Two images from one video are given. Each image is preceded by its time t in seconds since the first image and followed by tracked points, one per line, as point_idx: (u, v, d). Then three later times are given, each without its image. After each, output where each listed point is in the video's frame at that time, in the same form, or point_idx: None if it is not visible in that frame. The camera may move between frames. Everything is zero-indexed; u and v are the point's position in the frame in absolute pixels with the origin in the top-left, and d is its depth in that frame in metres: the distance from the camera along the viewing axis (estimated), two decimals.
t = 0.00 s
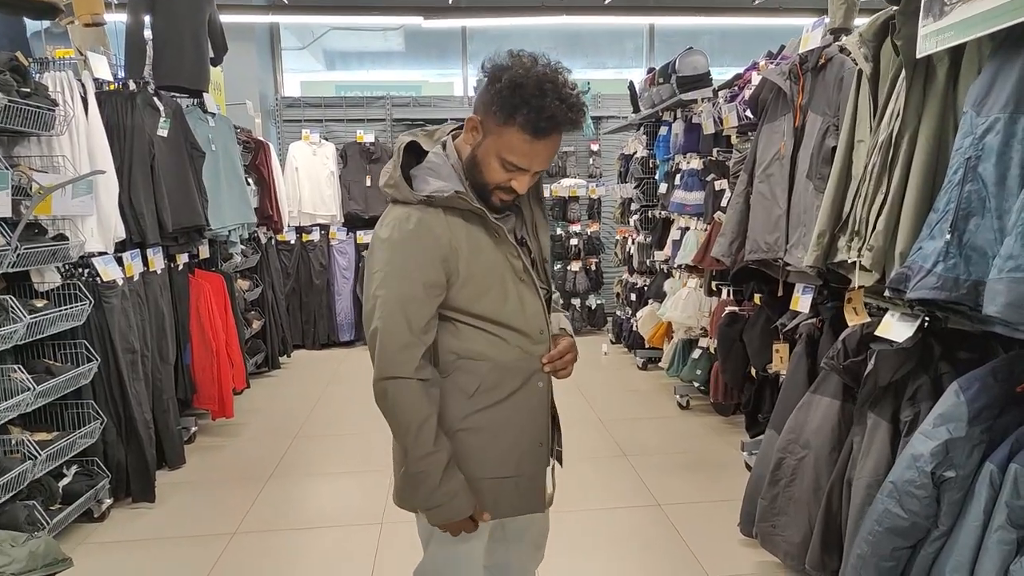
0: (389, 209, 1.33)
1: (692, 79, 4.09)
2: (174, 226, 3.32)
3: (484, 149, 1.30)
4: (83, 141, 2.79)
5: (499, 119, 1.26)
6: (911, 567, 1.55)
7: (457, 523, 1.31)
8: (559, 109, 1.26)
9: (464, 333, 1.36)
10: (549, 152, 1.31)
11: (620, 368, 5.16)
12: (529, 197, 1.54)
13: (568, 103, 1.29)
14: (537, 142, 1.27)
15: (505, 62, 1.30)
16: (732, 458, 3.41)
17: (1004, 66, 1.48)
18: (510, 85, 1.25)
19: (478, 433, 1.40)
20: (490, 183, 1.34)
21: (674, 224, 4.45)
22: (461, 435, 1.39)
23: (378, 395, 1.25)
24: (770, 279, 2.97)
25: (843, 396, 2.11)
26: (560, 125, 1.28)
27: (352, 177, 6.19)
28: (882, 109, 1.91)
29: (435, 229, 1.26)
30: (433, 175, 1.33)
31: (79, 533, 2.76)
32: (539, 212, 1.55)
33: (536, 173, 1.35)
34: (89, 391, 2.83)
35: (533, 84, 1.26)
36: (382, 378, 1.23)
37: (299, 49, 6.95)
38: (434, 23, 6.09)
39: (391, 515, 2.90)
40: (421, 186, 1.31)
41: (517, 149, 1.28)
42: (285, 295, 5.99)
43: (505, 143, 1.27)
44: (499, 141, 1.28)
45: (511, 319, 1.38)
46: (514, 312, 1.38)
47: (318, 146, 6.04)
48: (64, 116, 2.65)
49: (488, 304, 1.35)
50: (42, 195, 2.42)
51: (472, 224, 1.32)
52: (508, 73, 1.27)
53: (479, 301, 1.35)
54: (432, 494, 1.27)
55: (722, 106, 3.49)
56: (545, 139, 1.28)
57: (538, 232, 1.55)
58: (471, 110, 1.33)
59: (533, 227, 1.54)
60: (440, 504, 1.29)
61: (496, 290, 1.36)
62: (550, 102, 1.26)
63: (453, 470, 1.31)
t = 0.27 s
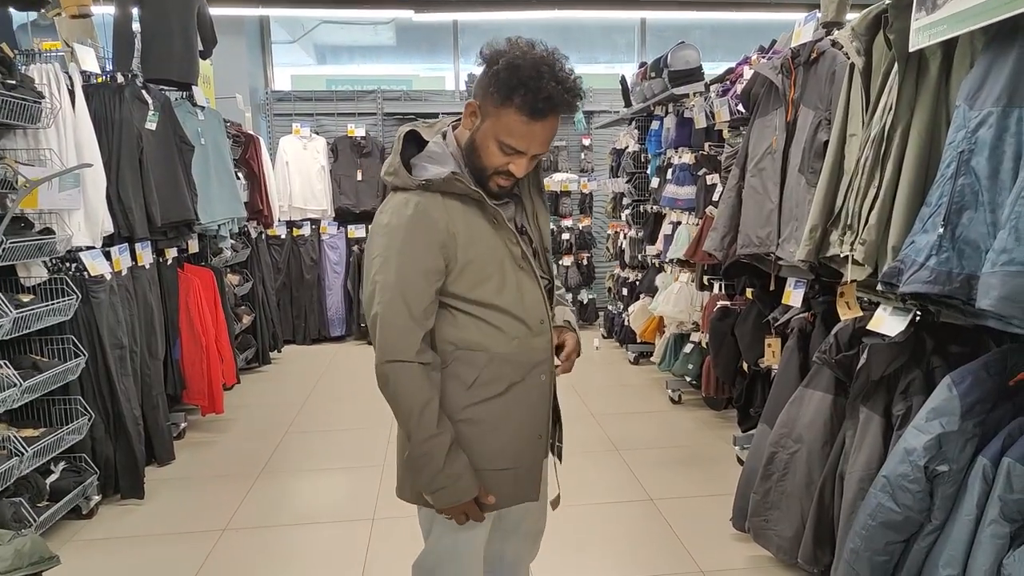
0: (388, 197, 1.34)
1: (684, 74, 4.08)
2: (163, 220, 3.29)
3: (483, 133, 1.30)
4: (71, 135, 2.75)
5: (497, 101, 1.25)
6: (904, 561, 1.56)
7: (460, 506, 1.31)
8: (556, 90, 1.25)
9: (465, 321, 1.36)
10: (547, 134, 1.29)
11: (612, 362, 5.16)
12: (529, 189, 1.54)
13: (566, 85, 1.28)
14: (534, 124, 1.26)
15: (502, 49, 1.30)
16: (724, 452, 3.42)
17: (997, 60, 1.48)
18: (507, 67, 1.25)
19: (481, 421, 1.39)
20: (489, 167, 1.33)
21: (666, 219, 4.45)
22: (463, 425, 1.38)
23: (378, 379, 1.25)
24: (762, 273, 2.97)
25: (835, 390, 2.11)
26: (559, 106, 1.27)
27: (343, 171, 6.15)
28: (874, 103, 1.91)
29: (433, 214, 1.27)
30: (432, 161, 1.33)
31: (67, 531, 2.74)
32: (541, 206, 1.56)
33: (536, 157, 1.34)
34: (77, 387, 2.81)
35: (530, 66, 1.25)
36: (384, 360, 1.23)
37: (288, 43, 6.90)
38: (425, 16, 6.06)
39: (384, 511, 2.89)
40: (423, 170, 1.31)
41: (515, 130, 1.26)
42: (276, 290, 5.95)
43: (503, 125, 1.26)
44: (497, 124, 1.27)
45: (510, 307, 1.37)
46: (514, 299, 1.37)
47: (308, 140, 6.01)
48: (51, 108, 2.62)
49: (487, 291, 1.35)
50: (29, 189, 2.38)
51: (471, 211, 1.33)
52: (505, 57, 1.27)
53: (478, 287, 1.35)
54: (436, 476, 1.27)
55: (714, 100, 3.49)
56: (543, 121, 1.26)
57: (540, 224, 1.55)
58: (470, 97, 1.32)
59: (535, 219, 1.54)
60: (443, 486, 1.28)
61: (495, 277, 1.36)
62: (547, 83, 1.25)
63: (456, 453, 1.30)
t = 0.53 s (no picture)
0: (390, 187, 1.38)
1: (674, 71, 4.09)
2: (153, 217, 3.27)
3: (475, 101, 1.37)
4: (60, 131, 2.73)
5: (479, 63, 1.34)
6: (895, 557, 1.57)
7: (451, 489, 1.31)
8: (532, 44, 1.34)
9: (459, 309, 1.38)
10: (532, 87, 1.36)
11: (603, 359, 5.17)
12: (532, 186, 1.55)
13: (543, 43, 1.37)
14: (514, 75, 1.33)
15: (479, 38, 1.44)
16: (714, 449, 3.44)
17: (985, 58, 1.50)
18: (484, 32, 1.34)
19: (474, 409, 1.39)
20: (485, 135, 1.37)
21: (657, 215, 4.46)
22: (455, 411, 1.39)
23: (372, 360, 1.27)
24: (752, 270, 2.99)
25: (825, 387, 2.13)
26: (537, 57, 1.35)
27: (334, 167, 6.13)
28: (863, 101, 1.93)
29: (427, 201, 1.30)
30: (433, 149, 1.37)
31: (55, 530, 2.73)
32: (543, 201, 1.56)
33: (529, 117, 1.38)
34: (64, 385, 2.79)
35: (505, 28, 1.35)
36: (380, 340, 1.24)
37: (279, 39, 6.87)
38: (416, 12, 6.04)
39: (375, 508, 2.89)
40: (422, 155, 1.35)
41: (500, 86, 1.34)
42: (266, 287, 5.93)
43: (489, 84, 1.34)
44: (483, 87, 1.35)
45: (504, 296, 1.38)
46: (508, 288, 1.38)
47: (299, 136, 5.99)
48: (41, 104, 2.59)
49: (481, 279, 1.37)
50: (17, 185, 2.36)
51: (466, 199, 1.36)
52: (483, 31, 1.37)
53: (472, 275, 1.37)
54: (426, 457, 1.28)
55: (704, 97, 3.50)
56: (525, 70, 1.34)
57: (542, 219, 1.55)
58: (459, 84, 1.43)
59: (537, 213, 1.54)
60: (434, 468, 1.28)
61: (490, 266, 1.37)
62: (523, 39, 1.34)
63: (446, 437, 1.31)
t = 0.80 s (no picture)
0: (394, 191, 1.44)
1: (661, 84, 4.13)
2: (139, 226, 3.25)
3: (467, 105, 1.41)
4: (47, 141, 2.71)
5: (467, 67, 1.40)
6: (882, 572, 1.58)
7: (424, 484, 1.33)
8: (514, 43, 1.40)
9: (448, 310, 1.39)
10: (519, 82, 1.40)
11: (591, 370, 5.18)
12: (533, 198, 1.55)
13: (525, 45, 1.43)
14: (499, 70, 1.38)
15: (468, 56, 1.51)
16: (702, 461, 3.45)
17: (965, 75, 1.53)
18: (467, 39, 1.41)
19: (460, 411, 1.40)
20: (480, 134, 1.40)
21: (644, 227, 4.49)
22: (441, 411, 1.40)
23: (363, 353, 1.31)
24: (739, 282, 3.02)
25: (812, 400, 2.14)
26: (521, 53, 1.40)
27: (322, 177, 6.12)
28: (848, 117, 1.96)
29: (420, 202, 1.35)
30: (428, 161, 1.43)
31: (35, 543, 2.69)
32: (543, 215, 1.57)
33: (521, 112, 1.41)
34: (46, 395, 2.76)
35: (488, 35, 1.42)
36: (377, 333, 1.28)
37: (269, 48, 6.87)
38: (405, 23, 6.07)
39: (362, 521, 2.87)
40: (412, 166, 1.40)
41: (487, 84, 1.38)
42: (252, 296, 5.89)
43: (477, 84, 1.39)
44: (472, 89, 1.40)
45: (491, 300, 1.40)
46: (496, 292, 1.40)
47: (287, 145, 5.98)
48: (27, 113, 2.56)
49: (471, 282, 1.38)
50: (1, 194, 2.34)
51: (460, 205, 1.39)
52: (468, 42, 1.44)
53: (463, 277, 1.38)
54: (403, 450, 1.31)
55: (691, 110, 3.54)
56: (509, 66, 1.38)
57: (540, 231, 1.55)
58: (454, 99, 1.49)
59: (536, 226, 1.54)
60: (408, 463, 1.32)
61: (480, 269, 1.39)
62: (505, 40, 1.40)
63: (427, 434, 1.33)
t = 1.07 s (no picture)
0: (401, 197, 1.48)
1: (653, 94, 4.18)
2: (133, 235, 3.24)
3: (469, 115, 1.43)
4: (42, 150, 2.71)
5: (469, 79, 1.42)
6: None
7: (396, 478, 1.36)
8: (516, 55, 1.41)
9: (435, 317, 1.40)
10: (520, 93, 1.40)
11: (586, 380, 5.19)
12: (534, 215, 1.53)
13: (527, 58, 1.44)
14: (499, 81, 1.39)
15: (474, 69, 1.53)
16: (697, 472, 3.45)
17: (955, 88, 1.55)
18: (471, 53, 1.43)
19: (440, 413, 1.42)
20: (480, 144, 1.41)
21: (638, 236, 4.52)
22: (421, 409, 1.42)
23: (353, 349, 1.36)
24: (731, 292, 3.04)
25: (804, 411, 2.16)
26: (523, 66, 1.41)
27: (317, 186, 6.12)
28: (839, 129, 1.98)
29: (413, 210, 1.38)
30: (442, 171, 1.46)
31: (27, 553, 2.67)
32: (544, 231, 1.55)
33: (521, 123, 1.42)
34: (40, 404, 2.74)
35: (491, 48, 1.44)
36: (366, 330, 1.33)
37: (265, 60, 6.86)
38: (400, 33, 6.10)
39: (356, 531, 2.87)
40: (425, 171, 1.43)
41: (488, 95, 1.40)
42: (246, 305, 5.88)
43: (478, 95, 1.41)
44: (474, 101, 1.42)
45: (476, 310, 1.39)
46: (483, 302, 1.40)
47: (282, 155, 6.01)
48: (22, 123, 2.56)
49: (457, 290, 1.39)
50: None
51: (453, 215, 1.41)
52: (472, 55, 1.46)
53: (451, 285, 1.39)
54: (377, 443, 1.34)
55: (684, 120, 3.57)
56: (509, 77, 1.39)
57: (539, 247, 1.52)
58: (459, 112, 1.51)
59: (534, 241, 1.51)
60: (383, 456, 1.35)
61: (468, 278, 1.39)
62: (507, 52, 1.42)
63: (403, 430, 1.36)
